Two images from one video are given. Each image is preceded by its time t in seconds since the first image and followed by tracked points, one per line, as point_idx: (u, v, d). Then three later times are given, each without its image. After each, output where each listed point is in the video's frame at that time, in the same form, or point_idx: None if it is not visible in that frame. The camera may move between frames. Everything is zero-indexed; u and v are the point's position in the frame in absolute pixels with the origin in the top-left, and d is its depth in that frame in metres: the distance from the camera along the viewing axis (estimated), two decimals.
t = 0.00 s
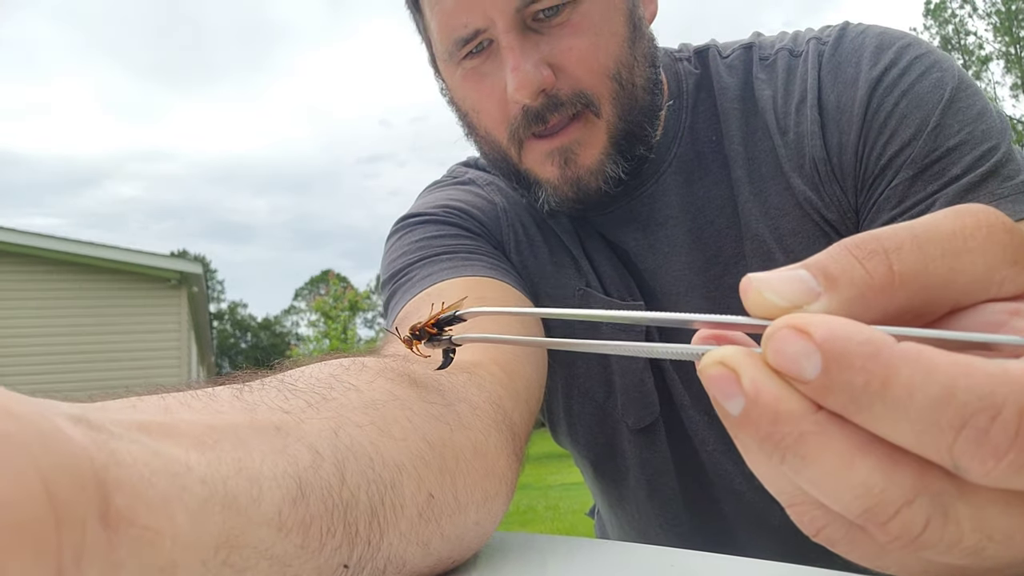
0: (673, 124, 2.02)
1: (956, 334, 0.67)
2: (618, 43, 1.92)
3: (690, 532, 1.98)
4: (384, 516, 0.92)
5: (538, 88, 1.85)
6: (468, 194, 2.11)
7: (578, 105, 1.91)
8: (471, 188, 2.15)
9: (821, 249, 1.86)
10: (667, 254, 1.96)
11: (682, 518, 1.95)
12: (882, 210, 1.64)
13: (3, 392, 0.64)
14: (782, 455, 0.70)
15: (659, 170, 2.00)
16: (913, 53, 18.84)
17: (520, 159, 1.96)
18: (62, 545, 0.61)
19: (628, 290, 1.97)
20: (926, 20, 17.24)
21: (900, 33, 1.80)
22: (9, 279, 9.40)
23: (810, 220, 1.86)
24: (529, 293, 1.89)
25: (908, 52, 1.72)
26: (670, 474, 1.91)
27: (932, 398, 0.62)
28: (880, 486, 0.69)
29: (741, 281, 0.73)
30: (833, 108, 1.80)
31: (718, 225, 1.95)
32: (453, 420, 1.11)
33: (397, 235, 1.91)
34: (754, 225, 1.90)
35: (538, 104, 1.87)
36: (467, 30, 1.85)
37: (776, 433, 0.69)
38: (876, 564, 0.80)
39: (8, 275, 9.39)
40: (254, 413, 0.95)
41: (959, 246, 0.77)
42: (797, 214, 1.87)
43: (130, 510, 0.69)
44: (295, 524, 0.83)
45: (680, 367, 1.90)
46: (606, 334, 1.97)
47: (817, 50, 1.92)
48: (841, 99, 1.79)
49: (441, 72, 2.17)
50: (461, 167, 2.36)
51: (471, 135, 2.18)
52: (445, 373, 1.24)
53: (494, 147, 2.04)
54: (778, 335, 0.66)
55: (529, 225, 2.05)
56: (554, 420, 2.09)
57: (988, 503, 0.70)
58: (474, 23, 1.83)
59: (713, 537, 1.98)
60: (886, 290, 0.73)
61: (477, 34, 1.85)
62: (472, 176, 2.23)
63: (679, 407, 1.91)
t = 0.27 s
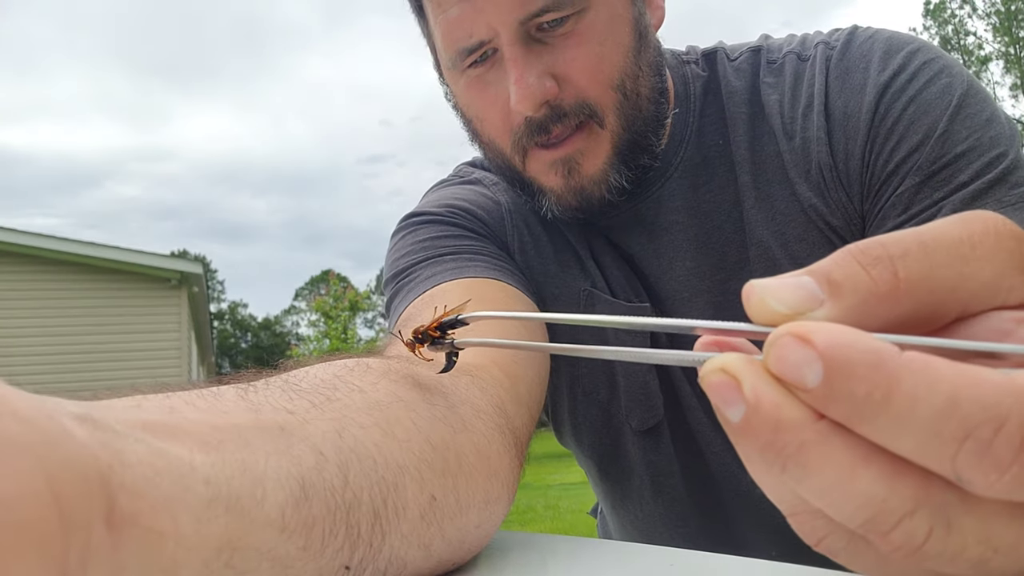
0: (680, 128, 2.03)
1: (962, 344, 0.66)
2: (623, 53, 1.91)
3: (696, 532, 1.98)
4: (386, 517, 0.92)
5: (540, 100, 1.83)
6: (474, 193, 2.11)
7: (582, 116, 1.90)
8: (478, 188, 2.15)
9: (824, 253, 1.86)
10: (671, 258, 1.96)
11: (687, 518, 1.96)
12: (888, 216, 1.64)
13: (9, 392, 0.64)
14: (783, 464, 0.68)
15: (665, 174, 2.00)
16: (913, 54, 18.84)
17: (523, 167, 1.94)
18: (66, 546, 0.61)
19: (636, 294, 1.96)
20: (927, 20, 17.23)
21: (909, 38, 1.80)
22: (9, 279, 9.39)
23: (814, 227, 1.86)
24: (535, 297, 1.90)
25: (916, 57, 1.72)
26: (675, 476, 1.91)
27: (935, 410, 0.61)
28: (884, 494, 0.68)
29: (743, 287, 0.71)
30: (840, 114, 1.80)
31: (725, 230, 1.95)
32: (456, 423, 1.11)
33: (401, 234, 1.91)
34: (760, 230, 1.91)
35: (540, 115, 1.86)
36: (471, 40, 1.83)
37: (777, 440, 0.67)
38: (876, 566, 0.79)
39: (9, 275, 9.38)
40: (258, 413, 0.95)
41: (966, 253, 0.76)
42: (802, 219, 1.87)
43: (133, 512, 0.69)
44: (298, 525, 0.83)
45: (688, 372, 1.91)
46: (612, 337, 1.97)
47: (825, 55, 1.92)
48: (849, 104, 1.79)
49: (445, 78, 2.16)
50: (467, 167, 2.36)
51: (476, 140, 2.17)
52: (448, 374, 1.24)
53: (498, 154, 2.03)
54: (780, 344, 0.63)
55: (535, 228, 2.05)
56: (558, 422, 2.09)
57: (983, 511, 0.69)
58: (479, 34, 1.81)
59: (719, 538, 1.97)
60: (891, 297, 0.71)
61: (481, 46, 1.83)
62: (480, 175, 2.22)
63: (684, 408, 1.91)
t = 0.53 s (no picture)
0: (679, 127, 2.03)
1: (945, 349, 0.66)
2: (619, 56, 1.92)
3: (696, 531, 1.98)
4: (386, 517, 0.92)
5: (535, 104, 1.84)
6: (473, 193, 2.11)
7: (579, 119, 1.91)
8: (477, 188, 2.15)
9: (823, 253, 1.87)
10: (670, 258, 1.97)
11: (688, 517, 1.96)
12: (887, 216, 1.64)
13: (10, 392, 0.64)
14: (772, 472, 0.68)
15: (664, 175, 2.00)
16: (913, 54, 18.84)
17: (521, 168, 1.95)
18: (69, 545, 0.61)
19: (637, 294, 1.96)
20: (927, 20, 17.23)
21: (908, 38, 1.80)
22: (10, 278, 9.39)
23: (813, 227, 1.87)
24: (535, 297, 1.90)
25: (915, 57, 1.72)
26: (676, 475, 1.92)
27: (920, 416, 0.61)
28: (872, 503, 0.68)
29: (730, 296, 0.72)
30: (838, 114, 1.81)
31: (724, 229, 1.95)
32: (456, 423, 1.12)
33: (401, 234, 1.91)
34: (759, 230, 1.91)
35: (536, 119, 1.87)
36: (467, 44, 1.83)
37: (766, 450, 0.67)
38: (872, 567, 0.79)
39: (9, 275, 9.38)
40: (259, 413, 0.95)
41: (954, 255, 0.76)
42: (801, 220, 1.87)
43: (134, 511, 0.69)
44: (298, 525, 0.83)
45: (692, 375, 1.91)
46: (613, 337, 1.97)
47: (824, 54, 1.92)
48: (848, 104, 1.79)
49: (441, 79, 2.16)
50: (467, 167, 2.36)
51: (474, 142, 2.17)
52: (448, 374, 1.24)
53: (496, 156, 2.04)
54: (765, 353, 0.64)
55: (533, 227, 2.06)
56: (558, 421, 2.09)
57: (979, 512, 0.69)
58: (474, 38, 1.81)
59: (719, 537, 1.98)
60: (876, 303, 0.71)
61: (477, 50, 1.83)
62: (479, 176, 2.23)
63: (686, 407, 1.92)
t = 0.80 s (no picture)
0: (673, 127, 2.03)
1: (939, 349, 0.66)
2: (609, 53, 1.91)
3: (691, 531, 1.98)
4: (385, 515, 0.93)
5: (525, 101, 1.84)
6: (467, 193, 2.12)
7: (569, 116, 1.91)
8: (471, 188, 2.16)
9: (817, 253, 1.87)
10: (664, 258, 1.97)
11: (683, 517, 1.97)
12: (881, 216, 1.64)
13: (11, 392, 0.65)
14: (766, 474, 0.69)
15: (658, 174, 2.01)
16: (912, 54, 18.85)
17: (513, 166, 1.96)
18: (70, 544, 0.62)
19: (631, 293, 1.97)
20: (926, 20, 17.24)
21: (902, 36, 1.81)
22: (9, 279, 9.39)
23: (808, 227, 1.87)
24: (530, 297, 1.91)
25: (908, 56, 1.73)
26: (671, 475, 1.92)
27: (914, 417, 0.62)
28: (868, 505, 0.69)
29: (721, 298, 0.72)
30: (832, 113, 1.81)
31: (718, 229, 1.96)
32: (454, 422, 1.12)
33: (395, 235, 1.91)
34: (754, 229, 1.91)
35: (525, 115, 1.87)
36: (458, 42, 1.84)
37: (760, 452, 0.68)
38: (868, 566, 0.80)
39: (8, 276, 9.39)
40: (259, 412, 0.95)
41: (946, 255, 0.76)
42: (795, 220, 1.88)
43: (136, 511, 0.70)
44: (298, 524, 0.83)
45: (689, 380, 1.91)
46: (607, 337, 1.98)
47: (817, 54, 1.93)
48: (841, 104, 1.80)
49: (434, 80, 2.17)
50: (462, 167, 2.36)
51: (465, 141, 2.17)
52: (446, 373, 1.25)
53: (486, 154, 2.04)
54: (758, 355, 0.64)
55: (527, 227, 2.06)
56: (554, 421, 2.10)
57: (975, 513, 0.70)
58: (464, 35, 1.81)
59: (714, 536, 1.98)
60: (869, 302, 0.71)
61: (467, 47, 1.84)
62: (473, 176, 2.24)
63: (681, 407, 1.92)
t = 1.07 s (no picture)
0: (666, 126, 2.04)
1: (929, 351, 0.67)
2: (600, 53, 1.91)
3: (683, 530, 2.00)
4: (386, 514, 0.94)
5: (515, 102, 1.84)
6: (458, 193, 2.13)
7: (559, 116, 1.90)
8: (464, 188, 2.17)
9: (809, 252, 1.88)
10: (657, 258, 1.99)
11: (674, 516, 1.98)
12: (874, 216, 1.65)
13: (17, 392, 0.66)
14: (757, 476, 0.70)
15: (651, 174, 2.02)
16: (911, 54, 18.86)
17: (504, 166, 1.97)
18: (76, 543, 0.63)
19: (623, 293, 1.98)
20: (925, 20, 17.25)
21: (893, 35, 1.82)
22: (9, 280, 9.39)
23: (799, 227, 1.88)
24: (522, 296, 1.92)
25: (900, 55, 1.74)
26: (663, 475, 1.93)
27: (906, 420, 0.63)
28: (861, 508, 0.70)
29: (713, 299, 0.73)
30: (824, 113, 1.82)
31: (711, 228, 1.97)
32: (452, 420, 1.13)
33: (389, 236, 1.92)
34: (746, 229, 1.92)
35: (516, 117, 1.87)
36: (448, 43, 1.83)
37: (750, 455, 0.69)
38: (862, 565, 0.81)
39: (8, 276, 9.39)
40: (260, 412, 0.96)
41: (936, 258, 0.77)
42: (788, 220, 1.89)
43: (140, 510, 0.71)
44: (299, 522, 0.84)
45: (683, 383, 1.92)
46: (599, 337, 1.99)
47: (809, 53, 1.94)
48: (834, 103, 1.80)
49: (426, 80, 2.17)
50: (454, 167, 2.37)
51: (455, 139, 2.18)
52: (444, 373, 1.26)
53: (476, 155, 2.06)
54: (750, 356, 0.66)
55: (518, 227, 2.07)
56: (546, 422, 2.10)
57: (966, 513, 0.71)
58: (454, 36, 1.81)
59: (705, 535, 2.00)
60: (860, 304, 0.72)
61: (457, 49, 1.84)
62: (467, 176, 2.25)
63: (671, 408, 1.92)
